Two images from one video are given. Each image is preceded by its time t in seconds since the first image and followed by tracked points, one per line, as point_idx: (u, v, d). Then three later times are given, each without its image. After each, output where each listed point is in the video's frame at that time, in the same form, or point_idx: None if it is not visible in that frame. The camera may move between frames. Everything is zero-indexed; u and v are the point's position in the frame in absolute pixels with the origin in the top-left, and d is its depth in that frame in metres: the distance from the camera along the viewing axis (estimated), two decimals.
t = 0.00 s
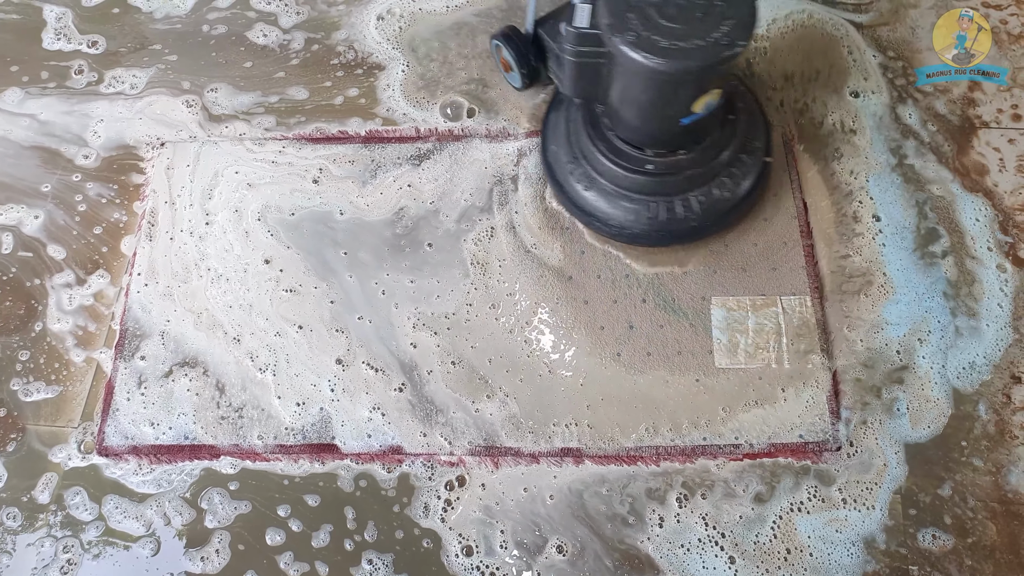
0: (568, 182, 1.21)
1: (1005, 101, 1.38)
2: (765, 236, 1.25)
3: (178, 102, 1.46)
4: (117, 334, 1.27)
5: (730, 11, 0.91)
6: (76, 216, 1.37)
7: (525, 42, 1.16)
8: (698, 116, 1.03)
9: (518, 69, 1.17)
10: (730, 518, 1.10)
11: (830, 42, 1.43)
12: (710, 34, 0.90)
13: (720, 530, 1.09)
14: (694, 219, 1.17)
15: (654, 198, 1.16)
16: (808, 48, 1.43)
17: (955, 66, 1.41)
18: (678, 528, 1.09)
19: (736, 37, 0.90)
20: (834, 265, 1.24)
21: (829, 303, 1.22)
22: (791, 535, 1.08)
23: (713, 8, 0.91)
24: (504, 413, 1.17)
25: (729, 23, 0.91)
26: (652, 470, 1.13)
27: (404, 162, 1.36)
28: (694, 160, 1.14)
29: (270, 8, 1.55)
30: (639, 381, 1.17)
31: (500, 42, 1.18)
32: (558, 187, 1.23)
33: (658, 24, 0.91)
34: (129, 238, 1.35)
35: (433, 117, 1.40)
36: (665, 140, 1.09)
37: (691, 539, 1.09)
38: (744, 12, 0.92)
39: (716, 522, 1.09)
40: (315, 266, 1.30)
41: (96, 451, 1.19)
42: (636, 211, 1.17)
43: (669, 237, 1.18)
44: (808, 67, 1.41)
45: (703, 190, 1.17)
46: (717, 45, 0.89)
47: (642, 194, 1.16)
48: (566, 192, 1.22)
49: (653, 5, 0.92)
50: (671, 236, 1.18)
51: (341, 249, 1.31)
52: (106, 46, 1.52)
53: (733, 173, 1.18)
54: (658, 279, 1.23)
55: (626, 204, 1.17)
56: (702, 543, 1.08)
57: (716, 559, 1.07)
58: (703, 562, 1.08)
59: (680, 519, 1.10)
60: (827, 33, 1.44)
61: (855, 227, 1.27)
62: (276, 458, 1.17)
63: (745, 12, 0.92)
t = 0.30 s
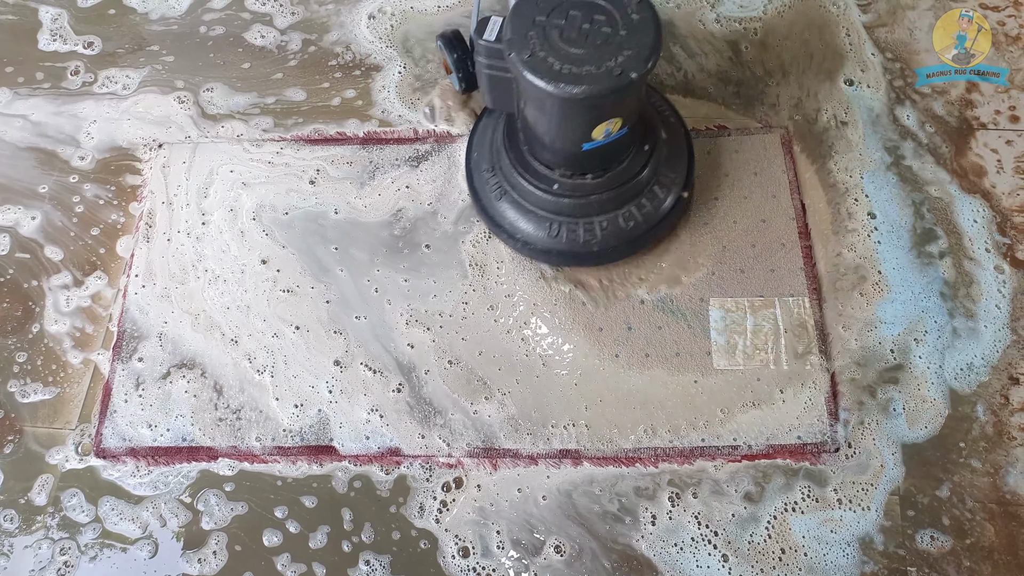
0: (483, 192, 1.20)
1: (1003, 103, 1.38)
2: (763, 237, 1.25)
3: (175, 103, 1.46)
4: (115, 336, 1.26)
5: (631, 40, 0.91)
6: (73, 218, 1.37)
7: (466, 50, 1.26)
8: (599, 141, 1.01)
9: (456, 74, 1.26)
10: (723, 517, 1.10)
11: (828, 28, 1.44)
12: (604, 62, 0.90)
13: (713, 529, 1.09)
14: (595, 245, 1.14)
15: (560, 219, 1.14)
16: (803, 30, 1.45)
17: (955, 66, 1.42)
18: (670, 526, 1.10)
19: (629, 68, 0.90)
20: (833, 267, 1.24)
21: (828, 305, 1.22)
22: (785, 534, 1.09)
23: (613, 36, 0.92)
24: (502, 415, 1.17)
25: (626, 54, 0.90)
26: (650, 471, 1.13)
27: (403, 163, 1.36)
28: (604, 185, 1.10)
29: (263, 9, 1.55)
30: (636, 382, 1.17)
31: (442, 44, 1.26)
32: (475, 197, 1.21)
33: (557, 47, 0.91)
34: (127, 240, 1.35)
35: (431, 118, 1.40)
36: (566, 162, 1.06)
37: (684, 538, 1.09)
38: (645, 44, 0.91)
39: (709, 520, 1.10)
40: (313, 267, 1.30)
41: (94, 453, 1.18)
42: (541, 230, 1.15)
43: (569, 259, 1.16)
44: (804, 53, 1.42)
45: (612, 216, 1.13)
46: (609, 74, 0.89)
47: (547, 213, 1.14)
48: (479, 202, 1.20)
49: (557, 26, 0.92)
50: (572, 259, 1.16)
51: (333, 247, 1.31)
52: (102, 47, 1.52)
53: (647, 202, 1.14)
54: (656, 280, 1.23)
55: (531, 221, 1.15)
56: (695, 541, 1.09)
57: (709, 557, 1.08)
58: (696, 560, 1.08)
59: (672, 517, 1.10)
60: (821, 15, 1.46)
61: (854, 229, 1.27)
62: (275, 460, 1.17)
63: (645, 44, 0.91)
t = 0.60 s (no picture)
0: (494, 246, 1.19)
1: (1003, 103, 1.38)
2: (761, 237, 1.24)
3: (172, 103, 1.46)
4: (113, 336, 1.26)
5: (653, 105, 0.87)
6: (71, 218, 1.37)
7: (483, 99, 1.18)
8: (615, 206, 0.98)
9: (472, 125, 1.18)
10: (716, 515, 1.10)
11: (824, 27, 1.46)
12: (624, 129, 0.85)
13: (706, 527, 1.09)
14: (607, 305, 1.14)
15: (572, 278, 1.13)
16: (799, 22, 1.46)
17: (955, 66, 1.42)
18: (663, 524, 1.10)
19: (649, 135, 0.85)
20: (832, 268, 1.24)
21: (826, 304, 1.21)
22: (780, 535, 1.09)
23: (634, 101, 0.87)
24: (501, 416, 1.17)
25: (647, 120, 0.86)
26: (649, 472, 1.13)
27: (402, 164, 1.36)
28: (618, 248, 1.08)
29: (259, 10, 1.55)
30: (633, 383, 1.17)
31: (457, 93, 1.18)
32: (487, 250, 1.21)
33: (575, 111, 0.87)
34: (125, 240, 1.34)
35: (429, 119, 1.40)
36: (580, 225, 1.04)
37: (678, 537, 1.09)
38: (667, 110, 0.87)
39: (702, 519, 1.10)
40: (312, 267, 1.29)
41: (92, 453, 1.18)
42: (552, 288, 1.14)
43: (579, 318, 1.16)
44: (800, 48, 1.44)
45: (626, 277, 1.12)
46: (629, 142, 0.85)
47: (560, 273, 1.12)
48: (491, 256, 1.20)
49: (576, 88, 0.88)
50: (582, 319, 1.16)
51: (326, 243, 1.31)
52: (99, 47, 1.52)
53: (662, 264, 1.13)
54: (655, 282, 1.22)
55: (543, 278, 1.14)
56: (689, 540, 1.09)
57: (702, 556, 1.08)
58: (690, 559, 1.08)
59: (664, 514, 1.10)
60: (817, 7, 1.48)
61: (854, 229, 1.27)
62: (273, 461, 1.17)
63: (668, 110, 0.87)
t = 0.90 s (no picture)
0: (568, 311, 1.14)
1: (1002, 104, 1.38)
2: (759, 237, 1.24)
3: (168, 103, 1.46)
4: (111, 336, 1.26)
5: (751, 174, 0.82)
6: (70, 218, 1.36)
7: (548, 157, 1.15)
8: (706, 274, 0.93)
9: (537, 184, 1.15)
10: (709, 513, 1.10)
11: (823, 28, 1.46)
12: (723, 201, 0.81)
13: (699, 526, 1.09)
14: (695, 374, 1.08)
15: (656, 346, 1.07)
16: (795, 17, 1.47)
17: (955, 67, 1.41)
18: (656, 523, 1.10)
19: (750, 207, 0.80)
20: (831, 268, 1.24)
21: (824, 303, 1.21)
22: (775, 534, 1.09)
23: (730, 170, 0.82)
24: (500, 416, 1.17)
25: (746, 191, 0.81)
26: (647, 472, 1.13)
27: (401, 164, 1.36)
28: (705, 315, 1.03)
29: (255, 10, 1.55)
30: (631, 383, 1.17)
31: (521, 151, 1.16)
32: (559, 315, 1.16)
33: (668, 182, 0.82)
34: (123, 240, 1.34)
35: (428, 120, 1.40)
36: (667, 292, 0.98)
37: (672, 536, 1.09)
38: (766, 179, 0.82)
39: (696, 518, 1.10)
40: (311, 268, 1.29)
41: (90, 454, 1.18)
42: (633, 356, 1.09)
43: (664, 387, 1.10)
44: (798, 48, 1.44)
45: (712, 343, 1.07)
46: (730, 215, 0.80)
47: (644, 341, 1.07)
48: (565, 322, 1.15)
49: (667, 157, 0.83)
50: (667, 388, 1.09)
51: (318, 240, 1.31)
52: (96, 47, 1.52)
53: (749, 327, 1.08)
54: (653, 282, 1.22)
55: (623, 346, 1.09)
56: (684, 539, 1.09)
57: (696, 555, 1.08)
58: (684, 558, 1.08)
59: (657, 513, 1.10)
60: (812, 2, 1.48)
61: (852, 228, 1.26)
62: (271, 462, 1.16)
63: (767, 179, 0.82)
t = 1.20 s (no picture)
0: (645, 326, 1.09)
1: (1002, 103, 1.37)
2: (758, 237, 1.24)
3: (159, 100, 1.46)
4: (111, 337, 1.26)
5: (844, 182, 0.79)
6: (69, 219, 1.36)
7: (613, 168, 1.05)
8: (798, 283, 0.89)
9: (603, 197, 1.06)
10: (704, 513, 1.10)
11: (822, 27, 1.46)
12: (820, 211, 0.78)
13: (694, 525, 1.10)
14: (785, 385, 1.03)
15: (743, 357, 1.02)
16: (792, 16, 1.47)
17: (956, 66, 1.41)
18: (650, 521, 1.10)
19: (848, 217, 0.78)
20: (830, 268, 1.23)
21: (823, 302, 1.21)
22: (773, 536, 1.09)
23: (825, 178, 0.79)
24: (499, 417, 1.17)
25: (842, 199, 0.78)
26: (647, 473, 1.13)
27: (400, 165, 1.36)
28: (794, 324, 0.98)
29: (250, 10, 1.54)
30: (630, 383, 1.17)
31: (585, 163, 1.07)
32: (635, 330, 1.11)
33: (761, 195, 0.79)
34: (122, 241, 1.34)
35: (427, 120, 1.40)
36: (757, 302, 0.94)
37: (667, 534, 1.09)
38: (861, 185, 0.79)
39: (690, 517, 1.10)
40: (310, 268, 1.29)
41: (89, 455, 1.18)
42: (718, 369, 1.04)
43: (754, 399, 1.05)
44: (796, 47, 1.44)
45: (802, 352, 1.02)
46: (827, 225, 0.77)
47: (731, 353, 1.02)
48: (642, 336, 1.10)
49: (756, 169, 0.80)
50: (757, 399, 1.05)
51: (310, 238, 1.32)
52: (92, 47, 1.52)
53: (836, 333, 1.02)
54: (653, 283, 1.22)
55: (707, 360, 1.04)
56: (678, 537, 1.09)
57: (691, 553, 1.08)
58: (678, 557, 1.08)
59: (651, 511, 1.11)
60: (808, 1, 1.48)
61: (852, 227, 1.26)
62: (271, 463, 1.16)
63: (862, 185, 0.79)
